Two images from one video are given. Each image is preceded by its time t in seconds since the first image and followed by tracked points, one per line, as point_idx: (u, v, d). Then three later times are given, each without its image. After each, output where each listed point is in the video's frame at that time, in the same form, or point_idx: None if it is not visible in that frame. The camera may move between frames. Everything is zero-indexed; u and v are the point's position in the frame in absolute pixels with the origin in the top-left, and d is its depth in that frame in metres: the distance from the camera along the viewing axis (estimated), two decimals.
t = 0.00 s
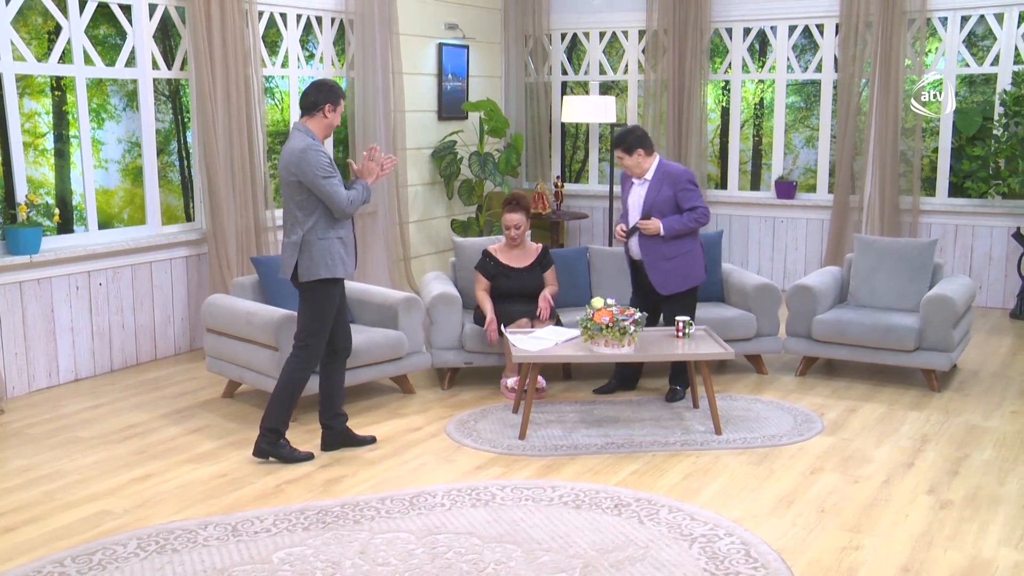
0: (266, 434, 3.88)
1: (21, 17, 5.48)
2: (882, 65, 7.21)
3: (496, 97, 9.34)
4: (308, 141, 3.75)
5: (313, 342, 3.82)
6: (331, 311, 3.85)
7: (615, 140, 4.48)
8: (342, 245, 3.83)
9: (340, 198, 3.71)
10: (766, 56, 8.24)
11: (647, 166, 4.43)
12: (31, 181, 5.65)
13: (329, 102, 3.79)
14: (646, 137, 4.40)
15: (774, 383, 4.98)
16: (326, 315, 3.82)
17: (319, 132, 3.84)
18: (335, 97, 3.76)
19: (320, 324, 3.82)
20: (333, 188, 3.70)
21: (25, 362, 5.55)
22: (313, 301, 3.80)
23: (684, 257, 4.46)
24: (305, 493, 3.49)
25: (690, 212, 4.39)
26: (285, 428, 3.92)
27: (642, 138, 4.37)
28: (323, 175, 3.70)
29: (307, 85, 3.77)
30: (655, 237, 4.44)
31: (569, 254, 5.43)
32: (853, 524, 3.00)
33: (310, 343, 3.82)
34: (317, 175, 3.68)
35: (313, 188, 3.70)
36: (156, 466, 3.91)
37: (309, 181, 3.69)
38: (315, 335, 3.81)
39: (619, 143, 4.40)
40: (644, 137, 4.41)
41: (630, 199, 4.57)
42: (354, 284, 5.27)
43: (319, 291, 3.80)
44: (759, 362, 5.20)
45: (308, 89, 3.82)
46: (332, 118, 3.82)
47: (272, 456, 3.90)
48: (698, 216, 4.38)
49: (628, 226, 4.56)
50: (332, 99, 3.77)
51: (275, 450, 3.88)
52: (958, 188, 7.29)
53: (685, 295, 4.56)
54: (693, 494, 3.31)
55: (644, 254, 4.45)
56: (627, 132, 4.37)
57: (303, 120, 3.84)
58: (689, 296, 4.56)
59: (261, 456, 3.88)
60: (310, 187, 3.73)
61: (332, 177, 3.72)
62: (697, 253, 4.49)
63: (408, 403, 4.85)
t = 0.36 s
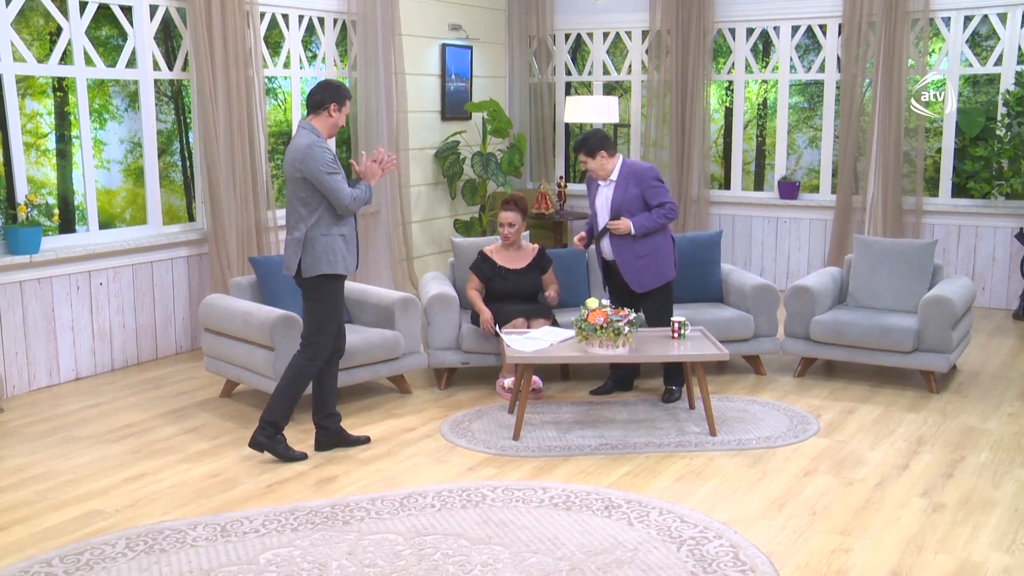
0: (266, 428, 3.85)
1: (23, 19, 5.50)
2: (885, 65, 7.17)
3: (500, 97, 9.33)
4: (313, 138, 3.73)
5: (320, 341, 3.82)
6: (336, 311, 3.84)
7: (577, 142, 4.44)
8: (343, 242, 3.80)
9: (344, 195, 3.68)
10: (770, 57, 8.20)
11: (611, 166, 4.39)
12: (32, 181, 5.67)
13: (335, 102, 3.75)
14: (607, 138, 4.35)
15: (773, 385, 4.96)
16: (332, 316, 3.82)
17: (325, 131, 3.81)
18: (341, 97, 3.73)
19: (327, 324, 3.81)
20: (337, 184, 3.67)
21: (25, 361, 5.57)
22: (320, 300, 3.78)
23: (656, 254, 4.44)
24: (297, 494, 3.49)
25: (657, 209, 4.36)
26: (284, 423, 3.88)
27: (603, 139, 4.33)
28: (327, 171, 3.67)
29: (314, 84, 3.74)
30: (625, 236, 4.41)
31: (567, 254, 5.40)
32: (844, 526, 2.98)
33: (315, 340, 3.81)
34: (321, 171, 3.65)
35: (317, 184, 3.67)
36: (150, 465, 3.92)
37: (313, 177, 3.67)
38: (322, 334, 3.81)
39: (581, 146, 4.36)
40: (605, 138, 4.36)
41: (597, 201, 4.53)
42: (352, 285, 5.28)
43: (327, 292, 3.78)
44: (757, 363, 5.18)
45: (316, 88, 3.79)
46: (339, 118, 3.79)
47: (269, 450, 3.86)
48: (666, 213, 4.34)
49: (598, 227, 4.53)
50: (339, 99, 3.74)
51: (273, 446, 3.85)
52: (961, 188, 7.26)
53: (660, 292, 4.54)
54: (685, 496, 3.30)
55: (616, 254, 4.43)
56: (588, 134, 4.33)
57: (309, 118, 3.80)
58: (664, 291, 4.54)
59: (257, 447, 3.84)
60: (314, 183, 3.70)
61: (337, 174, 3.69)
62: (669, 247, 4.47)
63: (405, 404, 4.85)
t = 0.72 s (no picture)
0: (282, 430, 3.90)
1: (22, 21, 5.52)
2: (885, 66, 7.14)
3: (502, 98, 9.32)
4: (309, 138, 3.70)
5: (327, 342, 3.83)
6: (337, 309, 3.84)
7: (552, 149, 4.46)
8: (336, 241, 3.76)
9: (337, 193, 3.65)
10: (771, 58, 8.18)
11: (587, 171, 4.41)
12: (32, 182, 5.68)
13: (333, 104, 3.73)
14: (581, 143, 4.38)
15: (769, 386, 4.94)
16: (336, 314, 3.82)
17: (322, 133, 3.78)
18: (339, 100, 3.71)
19: (332, 322, 3.82)
20: (331, 181, 3.64)
21: (23, 361, 5.59)
22: (319, 300, 3.76)
23: (641, 252, 4.48)
24: (286, 494, 3.48)
25: (638, 208, 4.39)
26: (300, 424, 3.92)
27: (577, 144, 4.36)
28: (322, 168, 3.65)
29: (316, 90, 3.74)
30: (609, 238, 4.44)
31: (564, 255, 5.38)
32: (832, 529, 2.96)
33: (318, 339, 3.82)
34: (315, 168, 3.63)
35: (311, 181, 3.65)
36: (142, 466, 3.92)
37: (307, 174, 3.64)
38: (327, 334, 3.81)
39: (555, 154, 4.38)
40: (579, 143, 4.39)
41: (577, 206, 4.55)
42: (348, 285, 5.28)
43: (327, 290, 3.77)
44: (753, 363, 5.17)
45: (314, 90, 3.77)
46: (337, 121, 3.76)
47: (286, 452, 3.91)
48: (647, 211, 4.38)
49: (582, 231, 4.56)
50: (336, 102, 3.72)
51: (288, 447, 3.89)
52: (961, 189, 7.22)
53: (648, 289, 4.58)
54: (673, 498, 3.28)
55: (601, 257, 4.45)
56: (562, 141, 4.35)
57: (306, 120, 3.79)
58: (650, 289, 4.59)
59: (278, 452, 3.90)
60: (308, 180, 3.67)
61: (331, 171, 3.66)
62: (653, 244, 4.51)
63: (399, 404, 4.85)
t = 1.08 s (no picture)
0: (292, 436, 3.91)
1: (22, 23, 5.54)
2: (887, 66, 7.10)
3: (505, 98, 9.31)
4: (298, 139, 3.70)
5: (327, 342, 3.82)
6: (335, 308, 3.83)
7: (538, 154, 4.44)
8: (329, 241, 3.75)
9: (326, 191, 3.64)
10: (773, 58, 8.14)
11: (576, 174, 4.40)
12: (32, 183, 5.70)
13: (319, 105, 3.73)
14: (567, 147, 4.36)
15: (766, 387, 4.91)
16: (334, 313, 3.80)
17: (311, 135, 3.78)
18: (325, 100, 3.71)
19: (331, 321, 3.81)
20: (320, 181, 3.64)
21: (22, 361, 5.60)
22: (316, 300, 3.75)
23: (633, 253, 4.47)
24: (275, 495, 3.48)
25: (627, 209, 4.39)
26: (308, 427, 3.91)
27: (564, 147, 4.35)
28: (310, 168, 3.65)
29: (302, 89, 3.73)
30: (600, 240, 4.43)
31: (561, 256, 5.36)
32: (821, 532, 2.94)
33: (318, 340, 3.80)
34: (304, 168, 3.64)
35: (300, 181, 3.66)
36: (134, 466, 3.93)
37: (296, 174, 3.65)
38: (328, 334, 3.80)
39: (543, 159, 4.36)
40: (565, 146, 4.37)
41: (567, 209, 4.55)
42: (344, 286, 5.27)
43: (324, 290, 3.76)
44: (750, 364, 5.14)
45: (301, 93, 3.77)
46: (324, 122, 3.76)
47: (299, 457, 3.91)
48: (637, 211, 4.37)
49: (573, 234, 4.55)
50: (322, 103, 3.72)
51: (299, 451, 3.89)
52: (963, 189, 7.18)
53: (643, 289, 4.57)
54: (662, 501, 3.26)
55: (593, 259, 4.45)
56: (548, 145, 4.34)
57: (295, 124, 3.79)
58: (646, 289, 4.58)
59: (291, 458, 3.91)
60: (299, 181, 3.68)
61: (320, 171, 3.66)
62: (645, 244, 4.50)
63: (394, 405, 4.84)
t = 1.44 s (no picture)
0: (278, 435, 3.90)
1: (17, 24, 5.54)
2: (885, 66, 7.07)
3: (504, 98, 9.29)
4: (280, 139, 3.71)
5: (311, 342, 3.80)
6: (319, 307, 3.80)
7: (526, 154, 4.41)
8: (313, 238, 3.74)
9: (309, 187, 3.64)
10: (771, 58, 8.12)
11: (563, 175, 4.38)
12: (27, 183, 5.71)
13: (301, 106, 3.74)
14: (554, 147, 4.34)
15: (757, 388, 4.90)
16: (317, 312, 3.77)
17: (294, 136, 3.79)
18: (306, 100, 3.71)
19: (315, 320, 3.79)
20: (302, 177, 3.65)
21: (16, 361, 5.59)
22: (298, 299, 3.73)
23: (620, 254, 4.46)
24: (259, 496, 3.47)
25: (613, 210, 4.37)
26: (294, 427, 3.90)
27: (550, 148, 4.33)
28: (292, 166, 3.66)
29: (282, 91, 3.74)
30: (587, 241, 4.42)
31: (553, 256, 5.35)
32: (804, 535, 2.92)
33: (302, 339, 3.79)
34: (286, 166, 3.65)
35: (283, 178, 3.66)
36: (121, 466, 3.93)
37: (278, 172, 3.66)
38: (311, 333, 3.78)
39: (530, 160, 4.34)
40: (552, 147, 4.35)
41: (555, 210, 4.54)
42: (336, 286, 5.27)
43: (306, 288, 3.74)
44: (742, 365, 5.12)
45: (283, 95, 3.79)
46: (307, 122, 3.77)
47: (285, 456, 3.90)
48: (623, 212, 4.36)
49: (560, 235, 4.55)
50: (304, 103, 3.72)
51: (285, 451, 3.88)
52: (961, 189, 7.15)
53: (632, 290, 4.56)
54: (646, 502, 3.25)
55: (580, 260, 4.44)
56: (534, 147, 4.32)
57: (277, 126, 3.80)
58: (634, 289, 4.56)
59: (278, 458, 3.90)
60: (281, 178, 3.68)
61: (303, 168, 3.67)
62: (632, 244, 4.49)
63: (385, 405, 4.83)
